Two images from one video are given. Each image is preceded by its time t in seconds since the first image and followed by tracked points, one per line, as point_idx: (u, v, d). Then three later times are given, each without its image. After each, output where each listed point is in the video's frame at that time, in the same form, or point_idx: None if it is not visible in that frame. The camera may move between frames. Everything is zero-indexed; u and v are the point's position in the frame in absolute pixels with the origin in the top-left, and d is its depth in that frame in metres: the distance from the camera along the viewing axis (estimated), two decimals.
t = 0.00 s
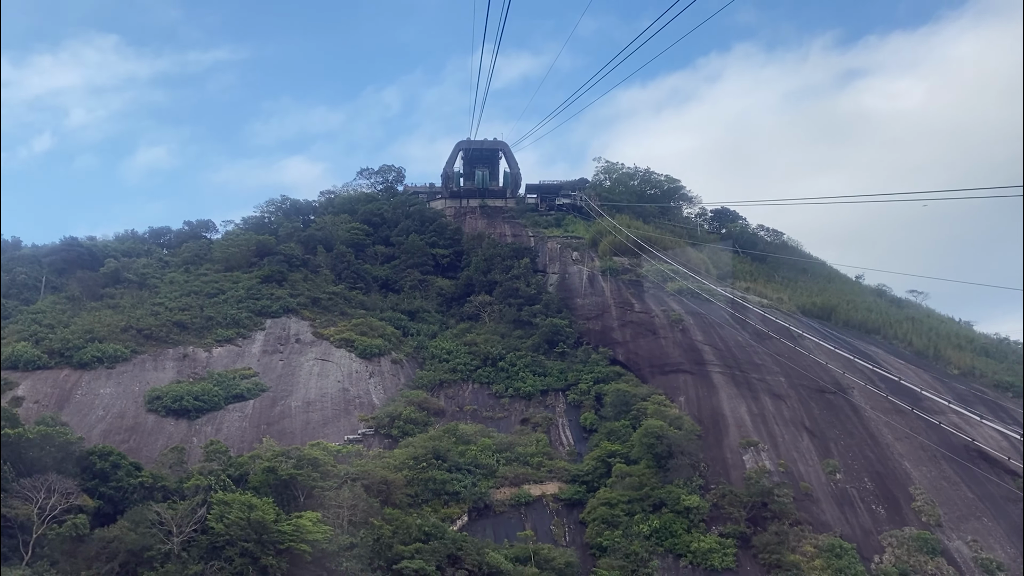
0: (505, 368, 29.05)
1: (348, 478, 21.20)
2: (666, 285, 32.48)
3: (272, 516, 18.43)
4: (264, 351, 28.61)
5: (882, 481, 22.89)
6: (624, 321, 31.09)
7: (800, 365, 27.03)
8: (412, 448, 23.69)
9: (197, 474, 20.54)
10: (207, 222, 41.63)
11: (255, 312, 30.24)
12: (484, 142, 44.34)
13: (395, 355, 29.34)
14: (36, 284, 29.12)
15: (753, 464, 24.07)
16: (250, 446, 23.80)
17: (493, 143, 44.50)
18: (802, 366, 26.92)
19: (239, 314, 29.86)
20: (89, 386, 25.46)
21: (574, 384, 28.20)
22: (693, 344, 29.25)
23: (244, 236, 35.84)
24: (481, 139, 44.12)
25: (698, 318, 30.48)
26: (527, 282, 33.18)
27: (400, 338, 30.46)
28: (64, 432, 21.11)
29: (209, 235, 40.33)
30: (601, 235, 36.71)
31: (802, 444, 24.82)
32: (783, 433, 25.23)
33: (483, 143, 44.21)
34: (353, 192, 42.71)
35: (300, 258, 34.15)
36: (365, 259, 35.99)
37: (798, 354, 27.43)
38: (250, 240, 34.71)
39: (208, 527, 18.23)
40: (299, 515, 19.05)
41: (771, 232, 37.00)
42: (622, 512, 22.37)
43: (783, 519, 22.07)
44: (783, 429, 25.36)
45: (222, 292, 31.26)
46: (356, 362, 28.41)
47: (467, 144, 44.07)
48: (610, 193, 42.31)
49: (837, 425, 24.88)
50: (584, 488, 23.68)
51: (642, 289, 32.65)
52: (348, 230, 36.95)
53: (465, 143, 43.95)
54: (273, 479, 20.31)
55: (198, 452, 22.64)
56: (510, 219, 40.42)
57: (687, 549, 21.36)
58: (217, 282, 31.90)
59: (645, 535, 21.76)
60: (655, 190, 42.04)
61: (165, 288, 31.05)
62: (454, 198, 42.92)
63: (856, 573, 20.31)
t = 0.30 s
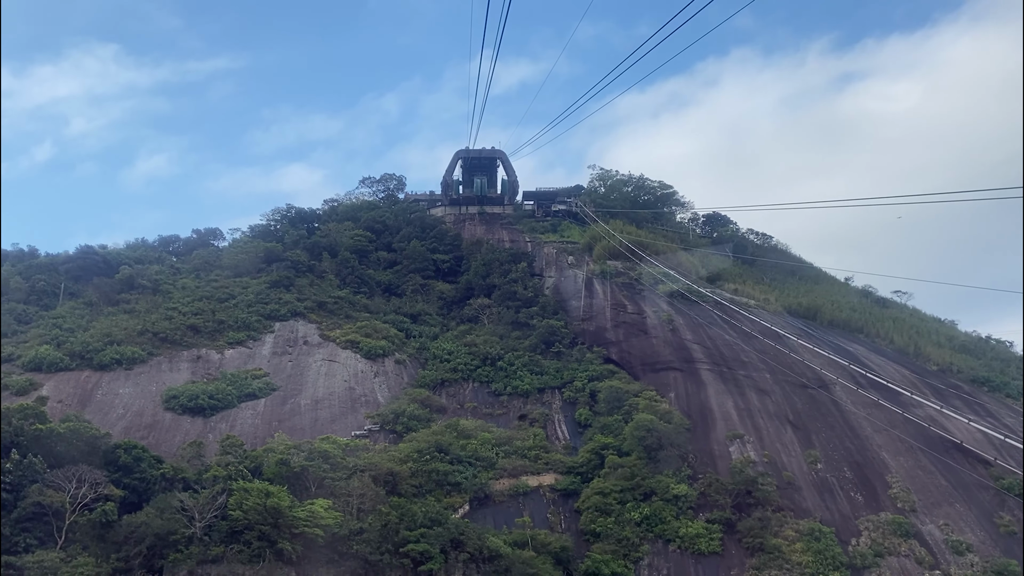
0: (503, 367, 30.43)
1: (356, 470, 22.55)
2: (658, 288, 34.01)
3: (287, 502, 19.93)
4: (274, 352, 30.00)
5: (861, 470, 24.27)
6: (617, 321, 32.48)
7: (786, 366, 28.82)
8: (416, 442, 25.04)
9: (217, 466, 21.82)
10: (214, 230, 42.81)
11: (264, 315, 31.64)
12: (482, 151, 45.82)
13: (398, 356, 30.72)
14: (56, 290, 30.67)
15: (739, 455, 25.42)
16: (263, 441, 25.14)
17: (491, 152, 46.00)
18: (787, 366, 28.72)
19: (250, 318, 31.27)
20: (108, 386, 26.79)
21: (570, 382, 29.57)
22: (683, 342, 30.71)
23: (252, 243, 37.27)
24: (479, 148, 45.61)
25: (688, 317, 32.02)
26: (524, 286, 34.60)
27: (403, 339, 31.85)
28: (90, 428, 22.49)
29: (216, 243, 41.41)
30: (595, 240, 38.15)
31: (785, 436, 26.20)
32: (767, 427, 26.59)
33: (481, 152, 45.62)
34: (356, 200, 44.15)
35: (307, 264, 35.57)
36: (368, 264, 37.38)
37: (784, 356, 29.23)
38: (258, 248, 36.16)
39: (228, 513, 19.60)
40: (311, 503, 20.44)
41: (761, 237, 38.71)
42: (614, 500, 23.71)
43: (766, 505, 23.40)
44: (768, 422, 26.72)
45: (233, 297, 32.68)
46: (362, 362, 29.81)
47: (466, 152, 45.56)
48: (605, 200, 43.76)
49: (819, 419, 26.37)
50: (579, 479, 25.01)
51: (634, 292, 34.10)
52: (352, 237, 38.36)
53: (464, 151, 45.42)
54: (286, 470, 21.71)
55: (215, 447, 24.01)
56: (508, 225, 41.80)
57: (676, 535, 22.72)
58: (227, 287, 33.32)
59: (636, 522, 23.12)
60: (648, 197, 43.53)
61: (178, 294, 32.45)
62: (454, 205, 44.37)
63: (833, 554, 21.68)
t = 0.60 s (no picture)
0: (503, 356, 31.85)
1: (365, 451, 23.92)
2: (649, 280, 35.54)
3: (302, 480, 21.50)
4: (284, 343, 31.44)
5: (842, 451, 25.90)
6: (612, 312, 33.93)
7: (772, 352, 30.38)
8: (420, 427, 26.48)
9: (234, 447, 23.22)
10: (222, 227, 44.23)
11: (274, 309, 33.09)
12: (481, 149, 47.21)
13: (403, 347, 32.15)
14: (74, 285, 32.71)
15: (726, 437, 26.85)
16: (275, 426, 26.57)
17: (490, 150, 47.37)
18: (774, 352, 30.29)
19: (260, 311, 32.71)
20: (128, 376, 28.24)
21: (566, 370, 30.99)
22: (674, 331, 32.19)
23: (260, 240, 38.68)
24: (478, 147, 46.99)
25: (678, 308, 33.54)
26: (523, 280, 36.04)
27: (407, 331, 33.28)
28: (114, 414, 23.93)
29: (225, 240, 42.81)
30: (591, 236, 39.57)
31: (770, 419, 27.65)
32: (753, 410, 28.05)
33: (480, 151, 46.99)
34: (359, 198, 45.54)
35: (313, 260, 36.99)
36: (373, 259, 38.76)
37: (771, 344, 30.82)
38: (267, 245, 37.60)
39: (247, 491, 21.17)
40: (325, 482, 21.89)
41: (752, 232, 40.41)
42: (608, 480, 25.17)
43: (751, 483, 24.84)
44: (754, 406, 28.19)
45: (243, 292, 34.11)
46: (368, 353, 31.24)
47: (465, 151, 46.95)
48: (601, 195, 45.15)
49: (802, 402, 27.84)
50: (575, 460, 26.43)
51: (628, 284, 35.58)
52: (357, 233, 39.75)
53: (463, 150, 46.80)
54: (299, 452, 23.16)
55: (232, 432, 25.44)
56: (507, 221, 43.18)
57: (666, 511, 24.15)
58: (238, 283, 34.75)
59: (628, 500, 24.57)
60: (643, 193, 44.97)
61: (190, 289, 33.86)
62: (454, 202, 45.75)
63: (813, 528, 23.21)
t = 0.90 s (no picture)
0: (502, 348, 33.28)
1: (372, 437, 25.38)
2: (642, 276, 37.09)
3: (314, 462, 22.99)
4: (293, 336, 32.90)
5: (823, 437, 27.32)
6: (607, 306, 35.38)
7: (759, 345, 31.87)
8: (423, 415, 27.93)
9: (249, 433, 24.69)
10: (231, 226, 45.67)
11: (283, 304, 34.56)
12: (481, 149, 48.67)
13: (406, 340, 33.60)
14: (90, 283, 34.23)
15: (713, 424, 28.29)
16: (286, 413, 28.03)
17: (489, 150, 48.82)
18: (760, 345, 31.77)
19: (270, 306, 34.18)
20: (145, 367, 29.67)
21: (562, 361, 32.42)
22: (666, 325, 33.68)
23: (268, 238, 40.15)
24: (478, 147, 48.43)
25: (670, 302, 35.08)
26: (521, 277, 37.52)
27: (410, 325, 34.73)
28: (135, 401, 25.38)
29: (233, 239, 44.17)
30: (587, 233, 41.01)
31: (756, 407, 29.10)
32: (740, 399, 29.50)
33: (480, 151, 48.44)
34: (362, 197, 46.98)
35: (319, 258, 38.44)
36: (377, 255, 40.17)
37: (757, 337, 32.32)
38: (275, 243, 39.07)
39: (262, 472, 22.62)
40: (335, 465, 23.38)
41: (744, 229, 41.94)
42: (601, 464, 26.65)
43: (736, 467, 26.29)
44: (741, 395, 29.63)
45: (253, 287, 35.58)
46: (373, 345, 32.70)
47: (465, 151, 48.41)
48: (597, 194, 46.59)
49: (786, 391, 29.31)
50: (570, 446, 27.88)
51: (623, 279, 37.09)
52: (361, 231, 41.19)
53: (463, 150, 48.25)
54: (310, 438, 24.63)
55: (245, 419, 26.89)
56: (506, 219, 44.61)
57: (656, 493, 25.58)
58: (248, 279, 36.23)
59: (620, 483, 26.02)
60: (638, 191, 46.47)
61: (202, 285, 35.34)
62: (455, 201, 47.18)
63: (794, 508, 24.67)
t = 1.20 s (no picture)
0: (499, 347, 34.68)
1: (376, 428, 26.73)
2: (635, 278, 38.53)
3: (322, 451, 24.42)
4: (299, 334, 34.29)
5: (805, 431, 28.64)
6: (601, 307, 36.78)
7: (746, 344, 33.22)
8: (424, 409, 29.32)
9: (260, 425, 26.09)
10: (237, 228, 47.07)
11: (290, 304, 35.95)
12: (480, 155, 50.12)
13: (407, 338, 34.99)
14: (104, 284, 35.89)
15: (701, 419, 29.67)
16: (294, 407, 29.40)
17: (489, 156, 50.26)
18: (747, 344, 33.12)
19: (277, 306, 35.58)
20: (159, 363, 31.03)
21: (558, 359, 33.79)
22: (657, 325, 35.10)
23: (275, 241, 41.57)
24: (478, 153, 49.87)
25: (661, 304, 36.51)
26: (519, 279, 38.93)
27: (411, 324, 36.11)
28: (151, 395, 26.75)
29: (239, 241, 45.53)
30: (583, 237, 42.40)
31: (742, 403, 30.48)
32: (727, 395, 30.88)
33: (480, 157, 49.93)
34: (365, 201, 48.39)
35: (324, 260, 39.86)
36: (379, 257, 41.55)
37: (745, 336, 33.71)
38: (281, 246, 40.51)
39: (274, 460, 24.08)
40: (342, 455, 24.77)
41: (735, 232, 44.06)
42: (594, 456, 28.03)
43: (722, 459, 27.68)
44: (728, 391, 31.02)
45: (261, 288, 36.99)
46: (376, 343, 34.09)
47: (465, 157, 49.86)
48: (593, 199, 48.03)
49: (771, 388, 30.71)
50: (565, 440, 29.25)
51: (617, 280, 38.50)
52: (364, 234, 42.59)
53: (463, 156, 49.69)
54: (317, 430, 26.02)
55: (256, 412, 28.26)
56: (505, 222, 46.01)
57: (646, 484, 26.91)
58: (255, 280, 37.64)
59: (612, 474, 27.40)
60: (633, 197, 47.97)
61: (212, 286, 36.75)
62: (455, 205, 48.59)
63: (776, 497, 26.05)
